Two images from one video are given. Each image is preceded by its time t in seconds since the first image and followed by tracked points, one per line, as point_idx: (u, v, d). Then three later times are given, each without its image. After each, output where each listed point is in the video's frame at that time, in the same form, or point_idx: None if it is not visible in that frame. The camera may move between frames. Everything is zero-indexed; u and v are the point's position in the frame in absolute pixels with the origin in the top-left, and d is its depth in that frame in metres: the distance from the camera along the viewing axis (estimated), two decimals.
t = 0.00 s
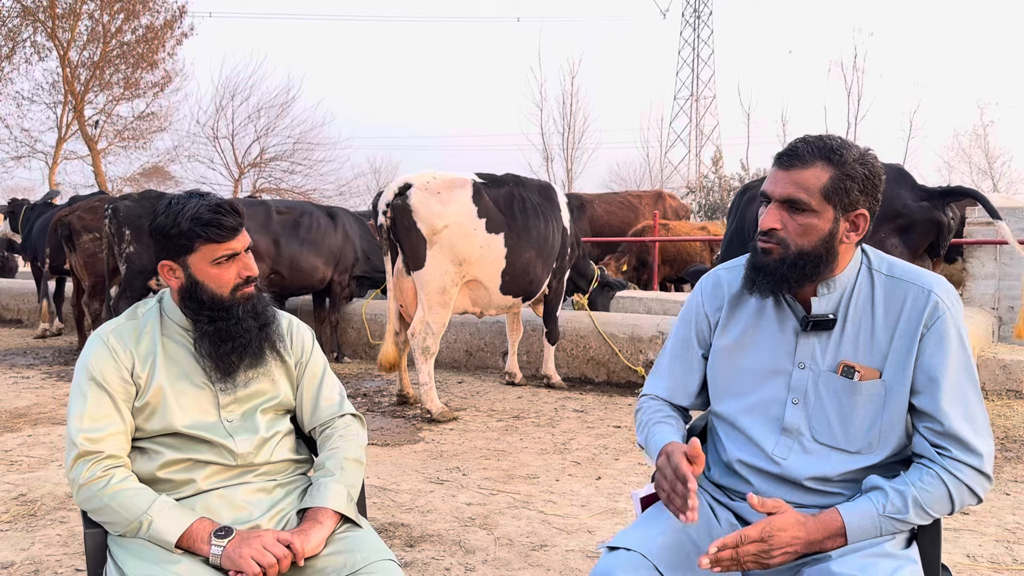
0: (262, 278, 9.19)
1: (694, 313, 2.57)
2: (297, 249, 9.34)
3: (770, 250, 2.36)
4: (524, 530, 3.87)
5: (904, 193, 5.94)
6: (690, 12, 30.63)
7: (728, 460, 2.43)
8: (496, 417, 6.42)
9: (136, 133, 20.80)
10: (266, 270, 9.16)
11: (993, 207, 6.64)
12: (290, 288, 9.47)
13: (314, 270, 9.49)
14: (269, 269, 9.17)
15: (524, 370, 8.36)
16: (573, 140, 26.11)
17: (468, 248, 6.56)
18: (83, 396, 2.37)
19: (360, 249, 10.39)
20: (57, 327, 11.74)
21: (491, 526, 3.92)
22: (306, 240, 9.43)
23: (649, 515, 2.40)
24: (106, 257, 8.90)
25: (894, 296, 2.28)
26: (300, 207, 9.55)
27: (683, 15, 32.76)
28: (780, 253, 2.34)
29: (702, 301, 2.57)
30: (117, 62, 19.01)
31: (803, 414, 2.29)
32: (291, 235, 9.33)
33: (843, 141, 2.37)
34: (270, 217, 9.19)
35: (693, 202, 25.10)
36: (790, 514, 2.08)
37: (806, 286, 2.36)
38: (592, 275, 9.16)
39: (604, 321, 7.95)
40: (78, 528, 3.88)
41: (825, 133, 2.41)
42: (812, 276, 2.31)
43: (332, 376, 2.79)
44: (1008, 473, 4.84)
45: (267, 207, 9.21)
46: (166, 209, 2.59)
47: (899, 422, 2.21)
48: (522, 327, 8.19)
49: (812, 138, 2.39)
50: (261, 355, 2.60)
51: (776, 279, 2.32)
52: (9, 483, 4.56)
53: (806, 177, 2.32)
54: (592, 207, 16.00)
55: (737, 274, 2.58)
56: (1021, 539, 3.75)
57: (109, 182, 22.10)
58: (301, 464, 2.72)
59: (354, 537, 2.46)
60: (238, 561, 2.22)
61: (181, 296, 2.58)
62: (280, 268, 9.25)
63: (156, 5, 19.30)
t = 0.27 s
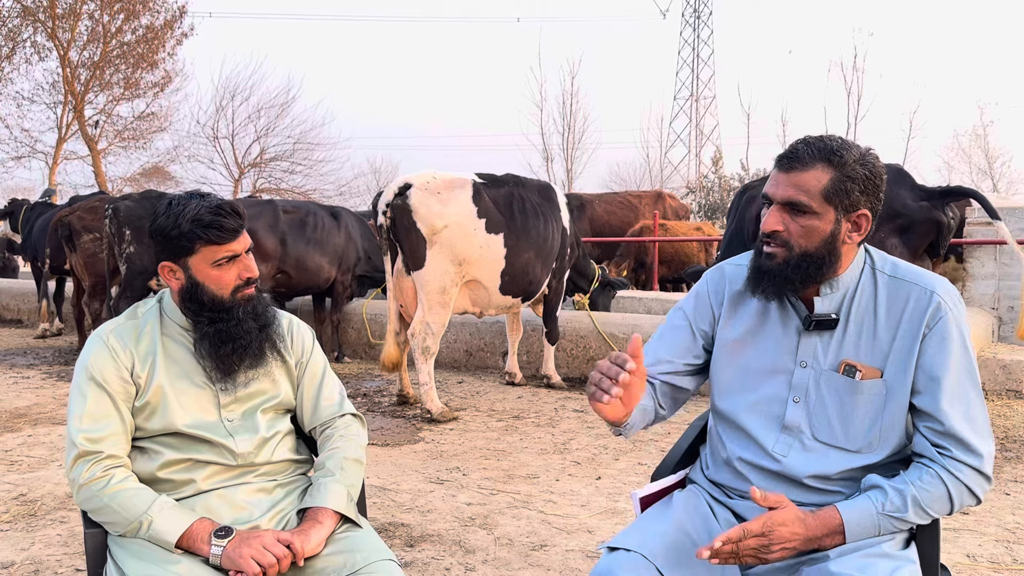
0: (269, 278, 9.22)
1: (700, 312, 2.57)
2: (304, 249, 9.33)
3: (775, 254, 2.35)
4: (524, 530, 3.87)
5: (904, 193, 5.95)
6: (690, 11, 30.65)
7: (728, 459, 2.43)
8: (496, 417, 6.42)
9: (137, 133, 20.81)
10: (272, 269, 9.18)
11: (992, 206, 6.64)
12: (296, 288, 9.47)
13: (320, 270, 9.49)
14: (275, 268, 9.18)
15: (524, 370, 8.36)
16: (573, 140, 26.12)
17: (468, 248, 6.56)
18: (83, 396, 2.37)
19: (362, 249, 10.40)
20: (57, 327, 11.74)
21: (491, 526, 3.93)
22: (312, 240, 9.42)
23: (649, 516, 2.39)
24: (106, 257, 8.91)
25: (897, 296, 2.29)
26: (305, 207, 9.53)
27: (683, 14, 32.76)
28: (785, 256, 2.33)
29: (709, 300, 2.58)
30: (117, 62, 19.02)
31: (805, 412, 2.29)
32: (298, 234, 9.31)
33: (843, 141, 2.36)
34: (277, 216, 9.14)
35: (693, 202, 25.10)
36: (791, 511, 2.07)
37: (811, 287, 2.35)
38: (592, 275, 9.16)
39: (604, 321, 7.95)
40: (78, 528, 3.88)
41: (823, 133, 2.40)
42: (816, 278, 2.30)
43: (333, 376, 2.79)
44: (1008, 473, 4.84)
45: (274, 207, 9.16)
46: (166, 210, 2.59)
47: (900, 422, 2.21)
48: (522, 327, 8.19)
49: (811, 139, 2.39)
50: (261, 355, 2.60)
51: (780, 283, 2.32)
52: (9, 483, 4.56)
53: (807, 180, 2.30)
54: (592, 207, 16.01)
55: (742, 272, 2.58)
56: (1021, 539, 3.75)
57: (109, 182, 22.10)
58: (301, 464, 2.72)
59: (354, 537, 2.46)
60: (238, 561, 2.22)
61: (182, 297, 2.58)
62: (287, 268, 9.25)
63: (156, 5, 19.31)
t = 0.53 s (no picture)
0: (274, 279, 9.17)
1: (700, 309, 2.58)
2: (311, 249, 9.33)
3: (757, 242, 2.40)
4: (524, 530, 3.87)
5: (904, 193, 5.95)
6: (690, 11, 30.66)
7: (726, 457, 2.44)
8: (496, 417, 6.42)
9: (137, 133, 20.82)
10: (279, 270, 9.14)
11: (992, 207, 6.64)
12: (303, 288, 9.45)
13: (326, 270, 9.50)
14: (282, 269, 9.14)
15: (524, 369, 8.36)
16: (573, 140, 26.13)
17: (468, 248, 6.56)
18: (83, 396, 2.37)
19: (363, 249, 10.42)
20: (57, 327, 11.74)
21: (491, 526, 3.93)
22: (319, 240, 9.41)
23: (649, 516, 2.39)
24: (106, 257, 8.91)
25: (893, 294, 2.29)
26: (310, 207, 9.53)
27: (684, 14, 32.74)
28: (763, 244, 2.38)
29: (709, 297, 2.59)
30: (117, 62, 19.02)
31: (801, 408, 2.30)
32: (305, 233, 9.31)
33: (827, 135, 2.38)
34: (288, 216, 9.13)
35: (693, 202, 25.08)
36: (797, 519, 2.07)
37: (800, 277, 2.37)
38: (592, 275, 9.16)
39: (605, 321, 7.95)
40: (78, 528, 3.88)
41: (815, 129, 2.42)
42: (790, 268, 2.32)
43: (333, 375, 2.79)
44: (1008, 473, 4.84)
45: (282, 208, 9.12)
46: (166, 209, 2.59)
47: (897, 419, 2.21)
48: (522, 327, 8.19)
49: (801, 135, 2.41)
50: (262, 354, 2.61)
51: (756, 268, 2.36)
52: (9, 483, 4.56)
53: (787, 169, 2.34)
54: (592, 207, 16.01)
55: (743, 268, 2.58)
56: (1021, 539, 3.75)
57: (109, 182, 22.10)
58: (301, 464, 2.72)
59: (354, 537, 2.46)
60: (238, 561, 2.22)
61: (182, 296, 2.58)
62: (294, 269, 9.24)
63: (156, 6, 19.31)
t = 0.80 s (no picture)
0: (275, 279, 9.10)
1: (692, 315, 2.59)
2: (313, 249, 9.32)
3: (736, 253, 2.42)
4: (524, 530, 3.87)
5: (904, 193, 5.95)
6: (691, 11, 30.73)
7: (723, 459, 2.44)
8: (496, 417, 6.42)
9: (137, 133, 20.82)
10: (281, 270, 9.08)
11: (992, 207, 6.64)
12: (304, 288, 9.43)
13: (327, 270, 9.51)
14: (284, 269, 9.09)
15: (524, 370, 8.36)
16: (573, 140, 26.14)
17: (467, 248, 6.56)
18: (83, 396, 2.37)
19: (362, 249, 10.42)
20: (57, 327, 11.74)
21: (491, 526, 3.93)
22: (320, 240, 9.41)
23: (648, 515, 2.40)
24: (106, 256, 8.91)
25: (876, 296, 2.28)
26: (311, 207, 9.55)
27: (684, 14, 32.77)
28: (742, 255, 2.40)
29: (699, 304, 2.59)
30: (117, 62, 19.02)
31: (790, 413, 2.30)
32: (308, 233, 9.30)
33: (793, 142, 2.39)
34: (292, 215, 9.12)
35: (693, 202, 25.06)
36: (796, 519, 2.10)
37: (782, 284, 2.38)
38: (592, 275, 9.14)
39: (604, 321, 7.95)
40: (78, 528, 3.88)
41: (780, 137, 2.43)
42: (768, 279, 2.34)
43: (333, 376, 2.79)
44: (1008, 473, 4.84)
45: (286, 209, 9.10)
46: (166, 210, 2.59)
47: (883, 422, 2.20)
48: (522, 327, 8.19)
49: (766, 143, 2.42)
50: (262, 354, 2.61)
51: (737, 278, 2.40)
52: (9, 483, 4.56)
53: (754, 181, 2.35)
54: (592, 207, 16.01)
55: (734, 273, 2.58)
56: (1021, 539, 3.75)
57: (109, 182, 22.10)
58: (301, 464, 2.72)
59: (354, 537, 2.46)
60: (237, 560, 2.22)
61: (182, 297, 2.58)
62: (296, 269, 9.21)
63: (156, 5, 19.31)
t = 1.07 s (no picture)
0: (275, 279, 9.11)
1: (688, 318, 2.59)
2: (311, 249, 9.32)
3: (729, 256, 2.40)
4: (524, 530, 3.87)
5: (905, 193, 5.96)
6: (691, 11, 30.75)
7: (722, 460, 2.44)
8: (496, 417, 6.42)
9: (137, 133, 20.82)
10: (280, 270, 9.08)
11: (992, 207, 6.64)
12: (301, 288, 9.42)
13: (325, 271, 9.51)
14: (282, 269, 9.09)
15: (524, 370, 8.36)
16: (573, 140, 26.14)
17: (467, 248, 6.56)
18: (83, 396, 2.37)
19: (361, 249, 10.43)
20: (57, 327, 11.74)
21: (491, 526, 3.92)
22: (319, 240, 9.41)
23: (648, 516, 2.39)
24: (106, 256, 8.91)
25: (872, 294, 2.28)
26: (310, 207, 9.55)
27: (685, 14, 32.80)
28: (736, 258, 2.38)
29: (695, 306, 2.59)
30: (117, 62, 19.01)
31: (788, 414, 2.30)
32: (307, 233, 9.29)
33: (785, 143, 2.38)
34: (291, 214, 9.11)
35: (693, 202, 25.05)
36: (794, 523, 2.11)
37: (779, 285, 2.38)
38: (592, 275, 9.11)
39: (604, 321, 7.95)
40: (78, 528, 3.88)
41: (774, 138, 2.42)
42: (765, 280, 2.33)
43: (332, 376, 2.79)
44: (1008, 473, 4.84)
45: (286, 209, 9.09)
46: (166, 209, 2.59)
47: (881, 421, 2.21)
48: (522, 327, 8.19)
49: (757, 145, 2.42)
50: (263, 353, 2.60)
51: (732, 282, 2.37)
52: (9, 483, 4.56)
53: (748, 184, 2.35)
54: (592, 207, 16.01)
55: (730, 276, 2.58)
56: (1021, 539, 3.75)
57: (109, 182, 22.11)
58: (301, 464, 2.72)
59: (353, 537, 2.46)
60: (238, 561, 2.22)
61: (182, 296, 2.58)
62: (294, 268, 9.20)
63: (156, 5, 19.31)
